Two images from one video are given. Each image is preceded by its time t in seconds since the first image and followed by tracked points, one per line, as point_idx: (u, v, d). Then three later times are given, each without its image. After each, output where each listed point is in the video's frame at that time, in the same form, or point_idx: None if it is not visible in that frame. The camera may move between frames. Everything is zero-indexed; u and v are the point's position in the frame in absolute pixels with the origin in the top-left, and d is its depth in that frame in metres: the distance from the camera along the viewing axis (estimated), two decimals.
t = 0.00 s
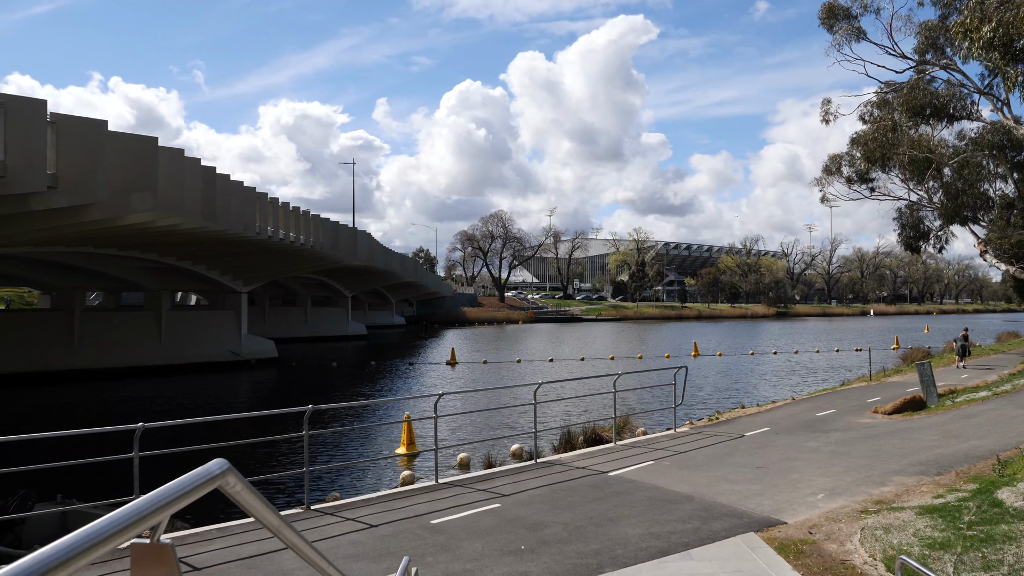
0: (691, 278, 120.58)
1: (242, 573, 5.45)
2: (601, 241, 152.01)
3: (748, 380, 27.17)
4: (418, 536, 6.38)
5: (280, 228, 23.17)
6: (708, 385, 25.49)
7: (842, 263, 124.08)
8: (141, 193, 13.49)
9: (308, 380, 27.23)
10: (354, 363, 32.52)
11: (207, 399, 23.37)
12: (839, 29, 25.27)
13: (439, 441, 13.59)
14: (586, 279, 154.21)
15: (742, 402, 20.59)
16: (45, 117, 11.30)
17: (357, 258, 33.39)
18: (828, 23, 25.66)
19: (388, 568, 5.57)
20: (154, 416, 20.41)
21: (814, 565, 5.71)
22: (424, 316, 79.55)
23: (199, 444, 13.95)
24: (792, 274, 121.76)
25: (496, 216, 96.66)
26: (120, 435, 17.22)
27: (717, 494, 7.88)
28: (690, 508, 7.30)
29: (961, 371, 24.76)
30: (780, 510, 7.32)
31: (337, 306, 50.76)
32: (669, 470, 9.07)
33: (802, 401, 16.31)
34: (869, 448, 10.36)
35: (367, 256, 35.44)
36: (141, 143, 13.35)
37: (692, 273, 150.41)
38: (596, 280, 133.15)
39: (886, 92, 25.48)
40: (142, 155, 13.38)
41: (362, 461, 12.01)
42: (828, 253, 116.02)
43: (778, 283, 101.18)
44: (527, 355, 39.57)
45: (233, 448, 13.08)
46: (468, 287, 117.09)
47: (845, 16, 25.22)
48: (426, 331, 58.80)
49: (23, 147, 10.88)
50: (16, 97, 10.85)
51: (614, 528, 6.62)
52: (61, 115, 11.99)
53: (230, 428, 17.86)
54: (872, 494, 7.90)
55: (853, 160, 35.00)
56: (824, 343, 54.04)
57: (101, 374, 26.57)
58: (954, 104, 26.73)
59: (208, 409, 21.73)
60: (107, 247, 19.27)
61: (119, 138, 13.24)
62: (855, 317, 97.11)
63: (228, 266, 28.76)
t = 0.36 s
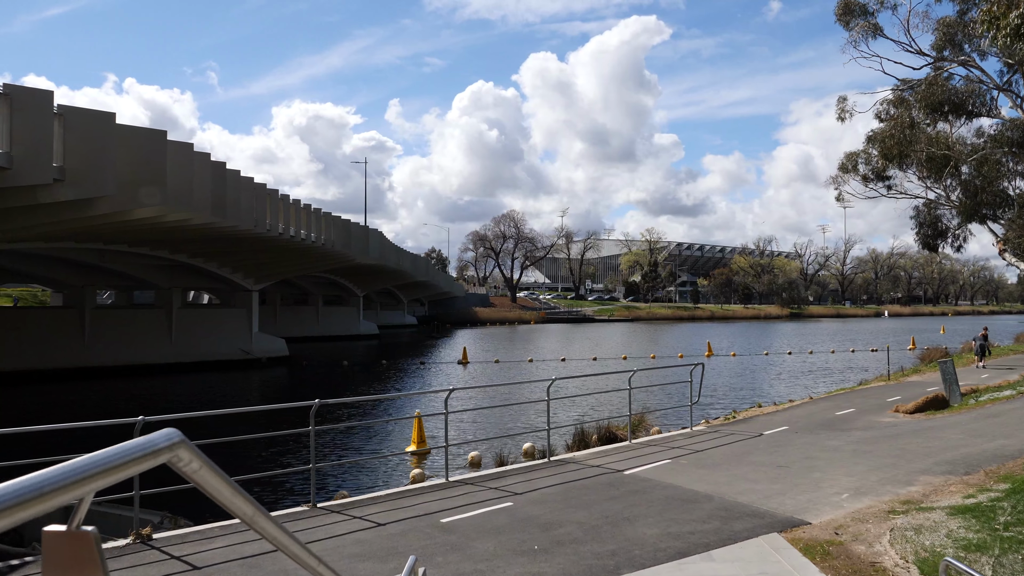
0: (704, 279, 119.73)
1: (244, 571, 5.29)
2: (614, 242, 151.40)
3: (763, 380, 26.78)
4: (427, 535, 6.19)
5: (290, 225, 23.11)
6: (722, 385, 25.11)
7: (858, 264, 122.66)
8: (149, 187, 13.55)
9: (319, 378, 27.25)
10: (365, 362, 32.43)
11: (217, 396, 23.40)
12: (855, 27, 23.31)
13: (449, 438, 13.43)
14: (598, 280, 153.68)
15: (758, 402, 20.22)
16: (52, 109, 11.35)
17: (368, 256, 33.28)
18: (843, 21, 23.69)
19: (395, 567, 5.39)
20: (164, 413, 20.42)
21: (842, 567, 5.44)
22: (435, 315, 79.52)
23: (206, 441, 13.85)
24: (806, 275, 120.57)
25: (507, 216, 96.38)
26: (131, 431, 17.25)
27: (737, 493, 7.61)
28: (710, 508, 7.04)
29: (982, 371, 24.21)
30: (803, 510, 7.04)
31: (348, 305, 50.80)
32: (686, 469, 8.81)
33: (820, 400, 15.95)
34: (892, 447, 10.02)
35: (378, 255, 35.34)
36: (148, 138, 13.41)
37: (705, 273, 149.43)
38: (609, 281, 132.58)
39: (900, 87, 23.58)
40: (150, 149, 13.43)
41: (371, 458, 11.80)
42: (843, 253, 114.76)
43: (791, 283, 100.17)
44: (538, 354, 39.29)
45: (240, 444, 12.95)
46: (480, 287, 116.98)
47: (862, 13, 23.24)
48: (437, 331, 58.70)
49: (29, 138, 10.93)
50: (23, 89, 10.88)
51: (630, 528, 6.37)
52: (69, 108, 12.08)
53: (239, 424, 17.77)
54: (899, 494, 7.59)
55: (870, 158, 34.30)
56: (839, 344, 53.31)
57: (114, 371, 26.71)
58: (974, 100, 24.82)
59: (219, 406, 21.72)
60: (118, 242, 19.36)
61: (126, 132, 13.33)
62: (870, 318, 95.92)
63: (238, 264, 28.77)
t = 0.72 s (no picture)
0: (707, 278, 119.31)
1: None
2: (617, 241, 150.99)
3: (768, 380, 26.47)
4: (426, 539, 5.92)
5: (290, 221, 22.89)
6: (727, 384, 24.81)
7: (862, 263, 122.06)
8: (145, 181, 13.42)
9: (321, 376, 27.03)
10: (366, 360, 32.20)
11: (218, 394, 23.19)
12: (862, 23, 22.58)
13: (450, 438, 13.16)
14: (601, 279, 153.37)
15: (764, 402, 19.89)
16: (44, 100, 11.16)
17: (369, 253, 33.04)
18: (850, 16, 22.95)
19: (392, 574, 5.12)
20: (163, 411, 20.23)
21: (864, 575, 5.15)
22: (437, 314, 79.24)
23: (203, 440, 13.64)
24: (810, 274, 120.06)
25: (510, 214, 95.99)
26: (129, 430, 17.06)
27: (748, 495, 7.33)
28: (721, 511, 6.75)
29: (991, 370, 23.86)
30: (819, 514, 6.75)
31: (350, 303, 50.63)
32: (695, 470, 8.53)
33: (829, 400, 15.64)
34: (907, 447, 9.71)
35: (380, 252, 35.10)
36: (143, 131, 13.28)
37: (708, 272, 148.96)
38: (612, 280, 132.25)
39: (905, 83, 22.23)
40: (144, 143, 13.31)
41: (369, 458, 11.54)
42: (846, 253, 114.23)
43: (795, 283, 99.69)
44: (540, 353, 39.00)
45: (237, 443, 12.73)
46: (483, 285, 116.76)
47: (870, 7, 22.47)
48: (439, 329, 58.43)
49: (21, 129, 10.72)
50: (15, 80, 10.70)
51: (639, 532, 6.10)
52: (61, 99, 11.88)
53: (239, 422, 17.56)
54: (917, 497, 7.30)
55: (876, 156, 33.84)
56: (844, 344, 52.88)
57: (113, 369, 26.53)
58: (985, 97, 23.27)
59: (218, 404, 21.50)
60: (116, 237, 19.20)
61: (121, 123, 13.15)
62: (874, 317, 95.40)
63: (239, 261, 28.58)
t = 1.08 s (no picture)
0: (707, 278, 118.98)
1: None
2: (617, 240, 150.73)
3: (771, 381, 26.17)
4: (423, 554, 5.63)
5: (287, 221, 22.59)
6: (729, 385, 24.52)
7: (862, 263, 121.61)
8: (137, 178, 13.14)
9: (320, 377, 26.74)
10: (365, 361, 31.93)
11: (215, 395, 22.90)
12: (864, 20, 22.12)
13: (450, 443, 12.89)
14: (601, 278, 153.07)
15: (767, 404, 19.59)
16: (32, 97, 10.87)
17: (368, 252, 32.74)
18: (852, 14, 22.54)
19: None
20: (158, 412, 19.92)
21: None
22: (437, 314, 78.92)
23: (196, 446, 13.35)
24: (810, 274, 119.72)
25: (510, 214, 95.61)
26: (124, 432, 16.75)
27: (759, 505, 7.03)
28: (731, 522, 6.46)
29: (997, 371, 23.56)
30: (834, 526, 6.45)
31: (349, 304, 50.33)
32: (702, 477, 8.23)
33: (835, 402, 15.33)
34: (920, 453, 9.40)
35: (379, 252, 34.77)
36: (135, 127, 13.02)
37: (708, 272, 148.68)
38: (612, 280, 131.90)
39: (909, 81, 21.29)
40: (137, 140, 13.05)
41: (366, 465, 11.25)
42: (847, 252, 113.92)
43: (795, 282, 99.38)
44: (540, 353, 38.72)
45: (231, 450, 12.44)
46: (483, 285, 116.42)
47: (873, 4, 22.00)
48: (439, 329, 58.12)
49: (9, 125, 10.41)
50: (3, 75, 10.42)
51: (646, 546, 5.80)
52: (51, 95, 11.57)
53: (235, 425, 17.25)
54: (935, 506, 7.00)
55: (879, 154, 33.47)
56: (845, 344, 52.59)
57: (109, 370, 26.23)
58: (990, 95, 22.32)
59: (215, 406, 21.18)
60: (111, 236, 18.93)
61: (113, 120, 12.85)
62: (875, 317, 95.04)
63: (236, 260, 28.25)
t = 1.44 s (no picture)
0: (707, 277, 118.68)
1: None
2: (616, 240, 150.50)
3: (773, 381, 25.90)
4: (421, 566, 5.33)
5: (284, 219, 22.29)
6: (731, 386, 24.26)
7: (863, 262, 121.24)
8: (128, 175, 12.84)
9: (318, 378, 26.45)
10: (363, 361, 31.67)
11: (211, 396, 22.60)
12: (867, 16, 21.57)
13: (449, 447, 12.58)
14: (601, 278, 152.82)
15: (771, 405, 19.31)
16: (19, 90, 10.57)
17: (367, 252, 32.43)
18: (855, 10, 22.02)
19: None
20: (153, 413, 19.62)
21: None
22: (436, 313, 78.62)
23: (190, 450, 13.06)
24: (811, 273, 119.43)
25: (510, 213, 95.26)
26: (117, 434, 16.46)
27: (771, 513, 6.75)
28: (743, 532, 6.17)
29: (1003, 372, 23.26)
30: (851, 535, 6.16)
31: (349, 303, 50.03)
32: (710, 483, 7.94)
33: (842, 404, 15.03)
34: (934, 458, 9.11)
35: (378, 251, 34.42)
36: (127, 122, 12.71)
37: (708, 272, 148.41)
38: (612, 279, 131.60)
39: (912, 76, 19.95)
40: (128, 135, 12.75)
41: (362, 470, 10.95)
42: (847, 251, 113.61)
43: (795, 282, 99.07)
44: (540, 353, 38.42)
45: (225, 455, 12.15)
46: (483, 284, 116.15)
47: None
48: (438, 329, 57.82)
49: None
50: None
51: (654, 557, 5.51)
52: (38, 90, 11.25)
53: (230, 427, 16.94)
54: (955, 514, 6.72)
55: (883, 152, 33.04)
56: (846, 343, 52.29)
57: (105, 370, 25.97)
58: (997, 92, 20.88)
59: (210, 407, 20.87)
60: (105, 235, 18.68)
61: (103, 116, 12.54)
62: (875, 317, 94.77)
63: (233, 259, 27.95)
